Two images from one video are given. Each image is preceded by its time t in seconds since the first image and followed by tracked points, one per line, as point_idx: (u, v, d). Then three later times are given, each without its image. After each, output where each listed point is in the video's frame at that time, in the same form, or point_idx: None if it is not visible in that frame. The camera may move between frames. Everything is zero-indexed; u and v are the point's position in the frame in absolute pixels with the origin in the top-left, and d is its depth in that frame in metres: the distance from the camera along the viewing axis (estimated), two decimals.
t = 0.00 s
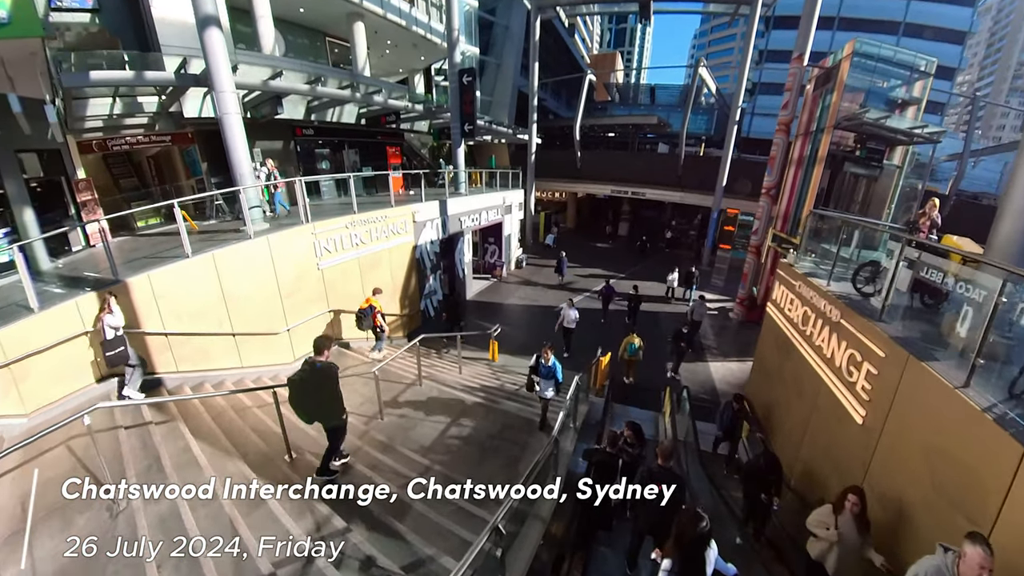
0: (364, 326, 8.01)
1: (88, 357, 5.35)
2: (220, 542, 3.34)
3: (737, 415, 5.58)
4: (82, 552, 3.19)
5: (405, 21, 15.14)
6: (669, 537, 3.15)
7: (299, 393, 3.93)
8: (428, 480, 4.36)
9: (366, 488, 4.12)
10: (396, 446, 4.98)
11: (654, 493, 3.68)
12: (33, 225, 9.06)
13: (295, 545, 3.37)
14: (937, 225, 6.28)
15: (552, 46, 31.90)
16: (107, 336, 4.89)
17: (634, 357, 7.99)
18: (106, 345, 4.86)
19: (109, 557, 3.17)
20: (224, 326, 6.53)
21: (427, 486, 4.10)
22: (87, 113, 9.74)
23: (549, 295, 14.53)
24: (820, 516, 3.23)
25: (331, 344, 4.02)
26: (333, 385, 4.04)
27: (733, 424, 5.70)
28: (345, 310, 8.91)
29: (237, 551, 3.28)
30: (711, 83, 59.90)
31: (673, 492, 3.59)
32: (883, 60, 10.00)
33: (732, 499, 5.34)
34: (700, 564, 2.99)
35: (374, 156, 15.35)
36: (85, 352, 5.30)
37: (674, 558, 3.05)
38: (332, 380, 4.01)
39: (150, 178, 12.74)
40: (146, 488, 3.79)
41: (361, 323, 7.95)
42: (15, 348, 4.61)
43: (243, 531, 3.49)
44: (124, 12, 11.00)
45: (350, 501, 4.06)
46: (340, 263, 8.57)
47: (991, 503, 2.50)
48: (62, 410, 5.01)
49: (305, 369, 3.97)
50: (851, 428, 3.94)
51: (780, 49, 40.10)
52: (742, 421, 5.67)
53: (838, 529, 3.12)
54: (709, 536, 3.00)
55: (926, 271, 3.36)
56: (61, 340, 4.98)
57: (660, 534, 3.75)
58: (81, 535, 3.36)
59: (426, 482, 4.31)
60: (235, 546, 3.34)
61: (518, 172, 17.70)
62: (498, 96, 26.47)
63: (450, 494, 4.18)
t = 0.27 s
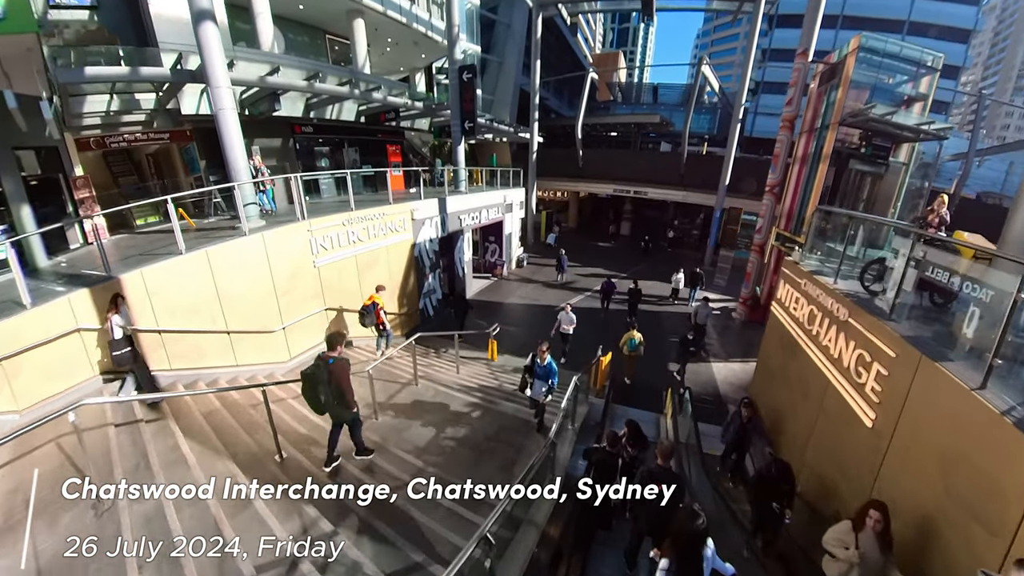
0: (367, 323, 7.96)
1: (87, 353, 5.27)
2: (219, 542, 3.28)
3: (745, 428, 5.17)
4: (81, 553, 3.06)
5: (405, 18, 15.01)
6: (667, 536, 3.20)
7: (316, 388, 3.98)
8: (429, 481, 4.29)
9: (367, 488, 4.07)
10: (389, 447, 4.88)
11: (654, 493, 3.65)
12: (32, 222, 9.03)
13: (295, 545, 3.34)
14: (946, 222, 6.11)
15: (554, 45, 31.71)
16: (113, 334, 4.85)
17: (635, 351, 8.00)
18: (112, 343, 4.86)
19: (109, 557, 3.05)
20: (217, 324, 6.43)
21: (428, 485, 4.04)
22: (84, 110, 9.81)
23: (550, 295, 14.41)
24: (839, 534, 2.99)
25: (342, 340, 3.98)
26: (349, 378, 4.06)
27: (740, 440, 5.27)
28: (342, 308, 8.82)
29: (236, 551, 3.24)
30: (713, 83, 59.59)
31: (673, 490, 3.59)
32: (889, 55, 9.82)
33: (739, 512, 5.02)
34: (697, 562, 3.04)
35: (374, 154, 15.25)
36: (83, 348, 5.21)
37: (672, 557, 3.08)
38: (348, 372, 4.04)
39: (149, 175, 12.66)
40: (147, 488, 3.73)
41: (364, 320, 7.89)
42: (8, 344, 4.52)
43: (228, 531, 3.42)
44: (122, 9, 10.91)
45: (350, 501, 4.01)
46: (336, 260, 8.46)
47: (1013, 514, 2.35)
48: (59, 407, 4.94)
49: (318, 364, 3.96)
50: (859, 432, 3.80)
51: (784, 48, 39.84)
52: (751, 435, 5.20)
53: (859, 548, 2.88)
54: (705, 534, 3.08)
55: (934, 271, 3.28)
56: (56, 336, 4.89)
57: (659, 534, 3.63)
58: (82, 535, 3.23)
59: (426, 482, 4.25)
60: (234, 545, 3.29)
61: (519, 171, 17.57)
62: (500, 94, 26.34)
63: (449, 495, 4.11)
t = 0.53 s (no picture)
0: (374, 323, 8.07)
1: (80, 351, 5.15)
2: (220, 542, 3.28)
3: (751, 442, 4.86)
4: (82, 552, 3.03)
5: (405, 15, 14.85)
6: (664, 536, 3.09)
7: (333, 381, 4.12)
8: (429, 480, 4.24)
9: (367, 488, 4.04)
10: (380, 449, 4.78)
11: (654, 493, 3.74)
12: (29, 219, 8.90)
13: (295, 545, 3.33)
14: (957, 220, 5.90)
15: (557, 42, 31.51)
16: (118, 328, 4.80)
17: (637, 345, 8.09)
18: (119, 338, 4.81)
19: (110, 557, 3.03)
20: (208, 320, 6.31)
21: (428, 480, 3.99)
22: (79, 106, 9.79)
23: (551, 293, 14.27)
24: (864, 558, 2.73)
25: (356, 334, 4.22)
26: (363, 372, 4.28)
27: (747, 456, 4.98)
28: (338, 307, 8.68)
29: (237, 551, 3.24)
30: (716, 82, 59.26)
31: (672, 489, 3.71)
32: (896, 49, 9.64)
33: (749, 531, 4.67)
34: (694, 561, 2.95)
35: (374, 151, 15.13)
36: (76, 345, 5.09)
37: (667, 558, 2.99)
38: (364, 365, 4.27)
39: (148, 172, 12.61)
40: (146, 488, 3.66)
41: (370, 320, 8.01)
42: None
43: (209, 530, 3.38)
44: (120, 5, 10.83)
45: (350, 501, 3.97)
46: (332, 257, 8.34)
47: None
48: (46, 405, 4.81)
49: (334, 359, 4.16)
50: (870, 437, 3.62)
51: (788, 46, 39.51)
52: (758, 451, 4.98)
53: None
54: (703, 534, 3.04)
55: (940, 271, 3.18)
56: (47, 331, 4.77)
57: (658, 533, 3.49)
58: (82, 535, 3.19)
59: (426, 482, 4.19)
60: (235, 546, 3.28)
61: (521, 169, 17.45)
62: (501, 93, 26.19)
63: (450, 495, 4.06)
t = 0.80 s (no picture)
0: (376, 321, 8.01)
1: (74, 348, 5.08)
2: (220, 542, 3.24)
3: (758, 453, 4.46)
4: (81, 553, 2.96)
5: (405, 12, 14.72)
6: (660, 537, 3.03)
7: (343, 374, 4.27)
8: (429, 481, 4.23)
9: (367, 488, 3.99)
10: (372, 451, 4.68)
11: (654, 493, 3.66)
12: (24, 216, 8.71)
13: (295, 545, 3.30)
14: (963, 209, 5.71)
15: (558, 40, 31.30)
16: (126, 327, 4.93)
17: (637, 341, 8.07)
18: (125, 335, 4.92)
19: (110, 557, 2.97)
20: (202, 317, 6.22)
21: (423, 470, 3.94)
22: (75, 103, 9.76)
23: (552, 293, 14.15)
24: None
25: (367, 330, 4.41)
26: (373, 366, 4.45)
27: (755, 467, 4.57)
28: (334, 305, 8.56)
29: (237, 551, 3.20)
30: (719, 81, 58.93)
31: (672, 489, 3.62)
32: (903, 43, 9.42)
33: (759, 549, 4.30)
34: (692, 561, 2.82)
35: (374, 149, 15.02)
36: (67, 342, 5.00)
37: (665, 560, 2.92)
38: (374, 360, 4.46)
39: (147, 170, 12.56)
40: (146, 488, 3.60)
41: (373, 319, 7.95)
42: None
43: (209, 531, 3.34)
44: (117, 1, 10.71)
45: (350, 501, 3.92)
46: (328, 255, 8.23)
47: None
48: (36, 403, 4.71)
49: (346, 353, 4.34)
50: (881, 442, 3.45)
51: (791, 45, 39.22)
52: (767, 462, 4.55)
53: None
54: (701, 536, 2.86)
55: (948, 271, 3.09)
56: (38, 328, 4.67)
57: (656, 534, 3.46)
58: (81, 535, 3.11)
59: (426, 482, 4.18)
60: (235, 546, 3.25)
61: (522, 167, 17.32)
62: (503, 91, 26.06)
63: (451, 494, 4.03)
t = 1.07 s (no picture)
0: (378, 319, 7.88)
1: (65, 346, 4.97)
2: (219, 542, 3.20)
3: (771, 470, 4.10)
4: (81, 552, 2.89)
5: (405, 8, 14.59)
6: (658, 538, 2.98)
7: (360, 366, 4.37)
8: (429, 481, 4.17)
9: (367, 488, 3.92)
10: (362, 454, 4.57)
11: (654, 492, 3.59)
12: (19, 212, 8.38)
13: (294, 545, 3.28)
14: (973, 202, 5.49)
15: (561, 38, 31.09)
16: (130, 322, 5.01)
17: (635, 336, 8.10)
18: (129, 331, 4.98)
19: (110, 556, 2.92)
20: (194, 314, 6.12)
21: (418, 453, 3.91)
22: (71, 100, 9.74)
23: (553, 292, 14.01)
24: None
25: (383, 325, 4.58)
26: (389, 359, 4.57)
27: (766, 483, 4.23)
28: (328, 304, 8.42)
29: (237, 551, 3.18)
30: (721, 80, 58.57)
31: (671, 489, 3.55)
32: (909, 37, 9.23)
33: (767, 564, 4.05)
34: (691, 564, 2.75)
35: (375, 147, 14.89)
36: (59, 339, 4.89)
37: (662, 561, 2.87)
38: (390, 352, 4.59)
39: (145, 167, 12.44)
40: (147, 488, 3.57)
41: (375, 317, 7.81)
42: None
43: (210, 531, 3.30)
44: None
45: (350, 501, 3.86)
46: (323, 252, 8.10)
47: None
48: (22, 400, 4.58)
49: (362, 347, 4.46)
50: (895, 447, 3.28)
51: (794, 44, 38.95)
52: (778, 474, 4.25)
53: None
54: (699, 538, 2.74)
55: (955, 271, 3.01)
56: (30, 324, 4.58)
57: (655, 534, 3.47)
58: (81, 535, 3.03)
59: (426, 482, 4.13)
60: (235, 546, 3.22)
61: (523, 166, 17.17)
62: (505, 90, 25.90)
63: (450, 495, 4.00)
